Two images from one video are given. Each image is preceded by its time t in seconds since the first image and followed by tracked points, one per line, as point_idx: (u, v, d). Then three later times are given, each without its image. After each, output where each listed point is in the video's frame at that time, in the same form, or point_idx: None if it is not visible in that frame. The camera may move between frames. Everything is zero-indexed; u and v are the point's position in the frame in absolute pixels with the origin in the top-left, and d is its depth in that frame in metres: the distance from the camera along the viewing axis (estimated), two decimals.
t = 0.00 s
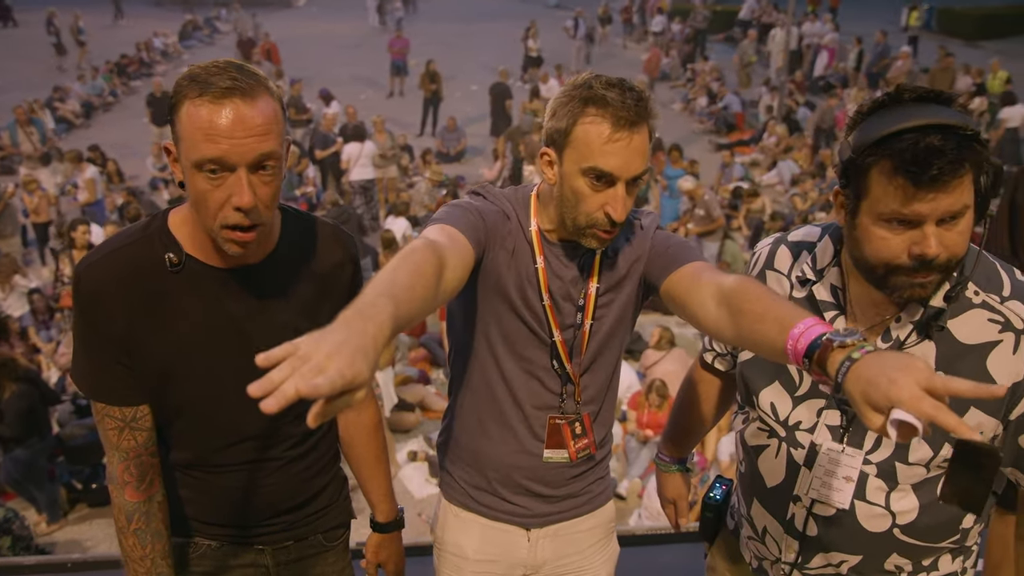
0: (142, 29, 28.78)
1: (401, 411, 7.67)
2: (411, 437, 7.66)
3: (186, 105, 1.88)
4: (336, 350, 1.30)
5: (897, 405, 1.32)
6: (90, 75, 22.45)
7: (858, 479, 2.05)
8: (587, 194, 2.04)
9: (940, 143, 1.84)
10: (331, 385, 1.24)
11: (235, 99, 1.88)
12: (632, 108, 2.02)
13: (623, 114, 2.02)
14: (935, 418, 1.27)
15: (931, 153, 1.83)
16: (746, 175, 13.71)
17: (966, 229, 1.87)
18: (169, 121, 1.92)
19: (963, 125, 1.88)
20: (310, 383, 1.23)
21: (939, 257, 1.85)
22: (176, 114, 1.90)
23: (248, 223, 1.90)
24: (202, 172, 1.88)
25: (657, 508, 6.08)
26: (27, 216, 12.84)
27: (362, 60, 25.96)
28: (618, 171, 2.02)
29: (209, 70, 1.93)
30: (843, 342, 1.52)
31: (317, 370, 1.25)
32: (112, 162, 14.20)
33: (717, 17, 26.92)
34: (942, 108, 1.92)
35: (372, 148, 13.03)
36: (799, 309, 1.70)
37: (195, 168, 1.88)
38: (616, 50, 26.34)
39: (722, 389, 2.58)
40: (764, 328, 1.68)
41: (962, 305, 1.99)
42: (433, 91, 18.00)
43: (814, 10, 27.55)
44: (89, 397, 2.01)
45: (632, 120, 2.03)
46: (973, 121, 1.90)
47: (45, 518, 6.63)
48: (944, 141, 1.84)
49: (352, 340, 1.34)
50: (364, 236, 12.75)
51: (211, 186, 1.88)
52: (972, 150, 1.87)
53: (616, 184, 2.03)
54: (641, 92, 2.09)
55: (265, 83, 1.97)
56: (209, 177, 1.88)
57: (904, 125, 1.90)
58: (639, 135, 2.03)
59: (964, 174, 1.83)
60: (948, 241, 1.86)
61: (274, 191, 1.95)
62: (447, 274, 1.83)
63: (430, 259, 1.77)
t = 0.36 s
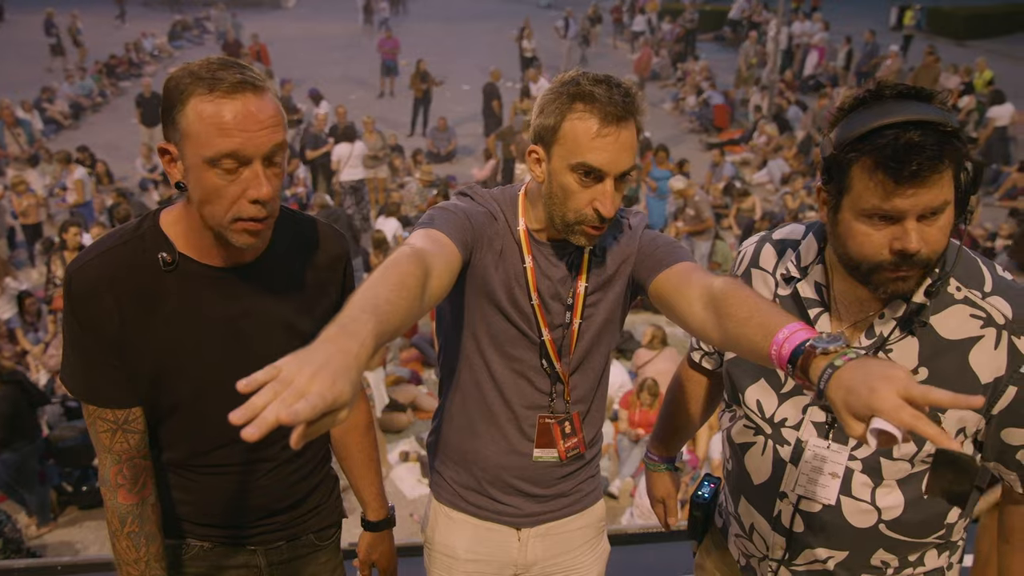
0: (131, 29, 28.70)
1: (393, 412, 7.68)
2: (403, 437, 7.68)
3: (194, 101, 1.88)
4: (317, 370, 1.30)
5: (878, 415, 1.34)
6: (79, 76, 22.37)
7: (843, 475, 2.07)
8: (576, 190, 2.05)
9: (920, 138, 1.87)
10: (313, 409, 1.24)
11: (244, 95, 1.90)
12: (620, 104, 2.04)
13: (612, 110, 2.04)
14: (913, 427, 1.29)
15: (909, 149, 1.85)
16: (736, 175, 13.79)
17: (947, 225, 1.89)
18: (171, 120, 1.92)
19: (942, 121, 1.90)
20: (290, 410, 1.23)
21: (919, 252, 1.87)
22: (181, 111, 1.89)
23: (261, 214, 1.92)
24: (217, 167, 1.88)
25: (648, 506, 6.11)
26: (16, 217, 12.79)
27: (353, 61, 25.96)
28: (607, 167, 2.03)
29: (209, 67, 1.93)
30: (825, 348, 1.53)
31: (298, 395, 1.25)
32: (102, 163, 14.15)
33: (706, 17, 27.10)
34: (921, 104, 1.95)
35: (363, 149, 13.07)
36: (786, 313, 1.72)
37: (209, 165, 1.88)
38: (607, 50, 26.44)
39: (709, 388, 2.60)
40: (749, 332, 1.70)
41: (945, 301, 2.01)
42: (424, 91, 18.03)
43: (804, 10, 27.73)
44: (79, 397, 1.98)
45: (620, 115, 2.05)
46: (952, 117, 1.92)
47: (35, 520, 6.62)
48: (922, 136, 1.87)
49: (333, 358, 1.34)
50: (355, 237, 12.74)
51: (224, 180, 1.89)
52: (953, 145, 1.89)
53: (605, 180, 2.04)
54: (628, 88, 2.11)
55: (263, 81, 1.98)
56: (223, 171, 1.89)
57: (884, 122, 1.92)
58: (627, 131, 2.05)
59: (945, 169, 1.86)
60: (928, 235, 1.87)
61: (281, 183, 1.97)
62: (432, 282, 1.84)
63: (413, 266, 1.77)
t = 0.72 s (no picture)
0: (124, 30, 28.64)
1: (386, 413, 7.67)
2: (397, 439, 7.67)
3: (207, 114, 1.86)
4: (308, 370, 1.30)
5: (862, 415, 1.35)
6: (71, 78, 22.31)
7: (831, 473, 2.09)
8: (564, 188, 2.07)
9: (901, 138, 1.88)
10: (303, 408, 1.24)
11: (253, 101, 1.89)
12: (607, 102, 2.05)
13: (599, 108, 2.05)
14: (897, 427, 1.29)
15: (890, 148, 1.87)
16: (729, 176, 13.82)
17: (930, 224, 1.90)
18: (176, 136, 1.87)
19: (924, 121, 1.91)
20: (282, 408, 1.23)
21: (901, 251, 1.88)
22: (193, 124, 1.86)
23: (283, 214, 1.97)
24: (243, 175, 1.90)
25: (643, 507, 6.12)
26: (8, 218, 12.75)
27: (346, 62, 25.93)
28: (594, 166, 2.05)
29: (208, 74, 1.91)
30: (810, 349, 1.54)
31: (288, 394, 1.25)
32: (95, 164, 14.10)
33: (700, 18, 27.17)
34: (903, 103, 1.96)
35: (357, 150, 13.06)
36: (774, 315, 1.73)
37: (236, 173, 1.89)
38: (601, 51, 26.47)
39: (700, 387, 2.61)
40: (737, 333, 1.71)
41: (932, 300, 2.02)
42: (418, 92, 18.02)
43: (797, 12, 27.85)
44: (73, 404, 1.98)
45: (607, 113, 2.06)
46: (933, 116, 1.94)
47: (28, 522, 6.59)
48: (904, 136, 1.89)
49: (324, 359, 1.35)
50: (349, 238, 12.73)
51: (249, 185, 1.91)
52: (936, 144, 1.90)
53: (593, 178, 2.06)
54: (615, 87, 2.12)
55: (261, 83, 1.97)
56: (249, 178, 1.90)
57: (868, 122, 1.94)
58: (615, 129, 2.06)
59: (927, 167, 1.87)
60: (910, 235, 1.89)
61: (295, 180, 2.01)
62: (422, 283, 1.84)
63: (403, 269, 1.78)
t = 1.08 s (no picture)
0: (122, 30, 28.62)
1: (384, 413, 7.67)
2: (395, 439, 7.68)
3: (212, 114, 1.86)
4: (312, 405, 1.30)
5: (836, 446, 1.36)
6: (69, 78, 22.29)
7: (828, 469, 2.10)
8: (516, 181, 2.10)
9: (888, 134, 1.89)
10: (311, 444, 1.24)
11: (255, 103, 1.89)
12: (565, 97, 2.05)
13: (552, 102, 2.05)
14: (870, 463, 1.30)
15: (876, 146, 1.87)
16: (728, 176, 13.82)
17: (921, 220, 1.91)
18: (177, 136, 1.88)
19: (913, 116, 1.91)
20: (288, 448, 1.22)
21: (891, 247, 1.89)
22: (196, 124, 1.86)
23: (286, 212, 1.98)
24: (246, 175, 1.90)
25: (641, 507, 6.13)
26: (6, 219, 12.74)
27: (344, 62, 25.92)
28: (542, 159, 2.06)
29: (208, 73, 1.91)
30: (795, 374, 1.54)
31: (296, 431, 1.25)
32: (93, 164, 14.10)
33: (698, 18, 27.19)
34: (895, 102, 1.96)
35: (355, 150, 13.08)
36: (765, 332, 1.73)
37: (238, 172, 1.89)
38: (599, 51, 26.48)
39: (696, 386, 2.62)
40: (727, 348, 1.71)
41: (924, 296, 2.04)
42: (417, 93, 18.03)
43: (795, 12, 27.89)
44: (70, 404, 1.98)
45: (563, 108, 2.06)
46: (924, 113, 1.94)
47: (26, 522, 6.59)
48: (890, 131, 1.89)
49: (328, 390, 1.35)
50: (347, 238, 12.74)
51: (250, 184, 1.91)
52: (925, 141, 1.90)
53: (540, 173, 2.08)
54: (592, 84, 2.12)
55: (263, 84, 1.97)
56: (252, 178, 1.91)
57: (857, 118, 1.94)
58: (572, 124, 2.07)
59: (916, 164, 1.88)
60: (900, 230, 1.90)
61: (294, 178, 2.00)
62: (420, 292, 1.84)
63: (400, 279, 1.78)
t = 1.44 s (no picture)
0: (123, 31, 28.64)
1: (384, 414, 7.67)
2: (396, 439, 7.68)
3: (209, 114, 1.86)
4: (310, 413, 1.30)
5: (831, 452, 1.36)
6: (70, 78, 22.29)
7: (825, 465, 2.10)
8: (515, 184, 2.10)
9: (872, 128, 1.89)
10: (307, 455, 1.24)
11: (254, 103, 1.89)
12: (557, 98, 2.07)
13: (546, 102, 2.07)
14: (866, 468, 1.30)
15: (860, 140, 1.88)
16: (728, 176, 13.83)
17: (909, 213, 1.91)
18: (174, 135, 1.88)
19: (899, 111, 1.92)
20: (283, 459, 1.22)
21: (880, 240, 1.89)
22: (193, 123, 1.86)
23: (284, 213, 1.98)
24: (243, 176, 1.90)
25: (642, 507, 6.13)
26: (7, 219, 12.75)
27: (344, 62, 25.93)
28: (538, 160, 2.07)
29: (207, 73, 1.91)
30: (792, 379, 1.54)
31: (293, 442, 1.25)
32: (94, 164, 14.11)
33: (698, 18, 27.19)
34: (883, 98, 1.96)
35: (356, 150, 13.10)
36: (763, 337, 1.72)
37: (235, 173, 1.89)
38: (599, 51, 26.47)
39: (695, 384, 2.62)
40: (724, 352, 1.72)
41: (917, 291, 2.04)
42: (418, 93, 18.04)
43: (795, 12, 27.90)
44: (68, 403, 1.98)
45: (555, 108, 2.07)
46: (913, 109, 1.94)
47: (27, 523, 6.58)
48: (875, 126, 1.89)
49: (325, 399, 1.35)
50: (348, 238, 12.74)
51: (248, 186, 1.92)
52: (913, 136, 1.91)
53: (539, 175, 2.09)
54: (585, 85, 2.14)
55: (262, 84, 1.97)
56: (249, 178, 1.91)
57: (846, 113, 1.94)
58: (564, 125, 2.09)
59: (902, 157, 1.88)
60: (889, 224, 1.90)
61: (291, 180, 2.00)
62: (417, 295, 1.84)
63: (399, 285, 1.78)
